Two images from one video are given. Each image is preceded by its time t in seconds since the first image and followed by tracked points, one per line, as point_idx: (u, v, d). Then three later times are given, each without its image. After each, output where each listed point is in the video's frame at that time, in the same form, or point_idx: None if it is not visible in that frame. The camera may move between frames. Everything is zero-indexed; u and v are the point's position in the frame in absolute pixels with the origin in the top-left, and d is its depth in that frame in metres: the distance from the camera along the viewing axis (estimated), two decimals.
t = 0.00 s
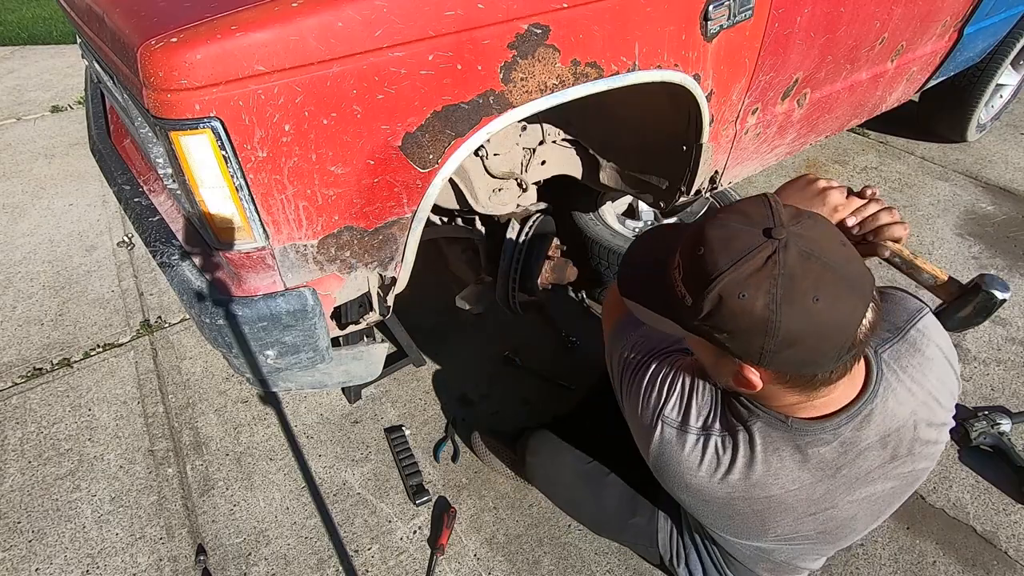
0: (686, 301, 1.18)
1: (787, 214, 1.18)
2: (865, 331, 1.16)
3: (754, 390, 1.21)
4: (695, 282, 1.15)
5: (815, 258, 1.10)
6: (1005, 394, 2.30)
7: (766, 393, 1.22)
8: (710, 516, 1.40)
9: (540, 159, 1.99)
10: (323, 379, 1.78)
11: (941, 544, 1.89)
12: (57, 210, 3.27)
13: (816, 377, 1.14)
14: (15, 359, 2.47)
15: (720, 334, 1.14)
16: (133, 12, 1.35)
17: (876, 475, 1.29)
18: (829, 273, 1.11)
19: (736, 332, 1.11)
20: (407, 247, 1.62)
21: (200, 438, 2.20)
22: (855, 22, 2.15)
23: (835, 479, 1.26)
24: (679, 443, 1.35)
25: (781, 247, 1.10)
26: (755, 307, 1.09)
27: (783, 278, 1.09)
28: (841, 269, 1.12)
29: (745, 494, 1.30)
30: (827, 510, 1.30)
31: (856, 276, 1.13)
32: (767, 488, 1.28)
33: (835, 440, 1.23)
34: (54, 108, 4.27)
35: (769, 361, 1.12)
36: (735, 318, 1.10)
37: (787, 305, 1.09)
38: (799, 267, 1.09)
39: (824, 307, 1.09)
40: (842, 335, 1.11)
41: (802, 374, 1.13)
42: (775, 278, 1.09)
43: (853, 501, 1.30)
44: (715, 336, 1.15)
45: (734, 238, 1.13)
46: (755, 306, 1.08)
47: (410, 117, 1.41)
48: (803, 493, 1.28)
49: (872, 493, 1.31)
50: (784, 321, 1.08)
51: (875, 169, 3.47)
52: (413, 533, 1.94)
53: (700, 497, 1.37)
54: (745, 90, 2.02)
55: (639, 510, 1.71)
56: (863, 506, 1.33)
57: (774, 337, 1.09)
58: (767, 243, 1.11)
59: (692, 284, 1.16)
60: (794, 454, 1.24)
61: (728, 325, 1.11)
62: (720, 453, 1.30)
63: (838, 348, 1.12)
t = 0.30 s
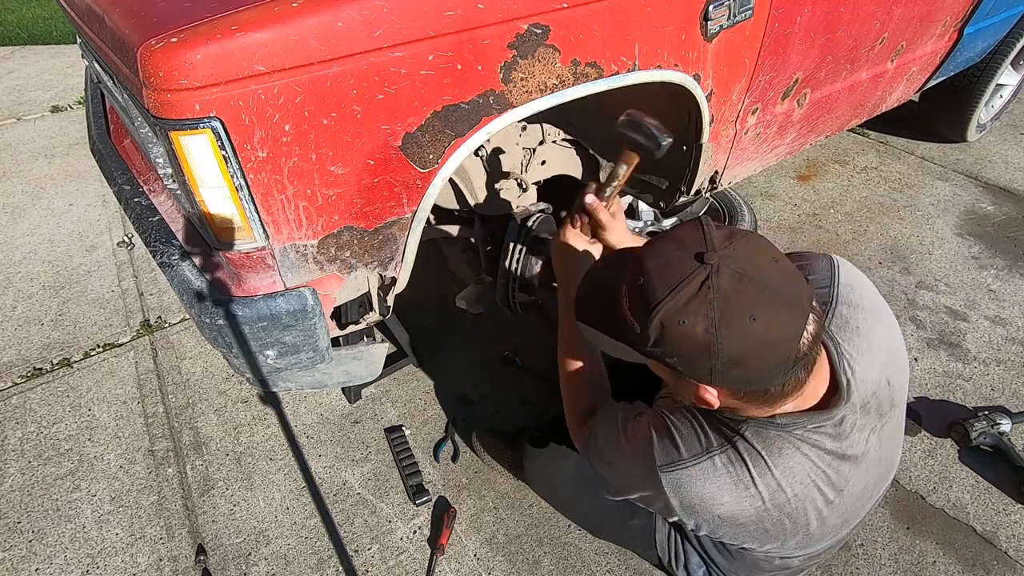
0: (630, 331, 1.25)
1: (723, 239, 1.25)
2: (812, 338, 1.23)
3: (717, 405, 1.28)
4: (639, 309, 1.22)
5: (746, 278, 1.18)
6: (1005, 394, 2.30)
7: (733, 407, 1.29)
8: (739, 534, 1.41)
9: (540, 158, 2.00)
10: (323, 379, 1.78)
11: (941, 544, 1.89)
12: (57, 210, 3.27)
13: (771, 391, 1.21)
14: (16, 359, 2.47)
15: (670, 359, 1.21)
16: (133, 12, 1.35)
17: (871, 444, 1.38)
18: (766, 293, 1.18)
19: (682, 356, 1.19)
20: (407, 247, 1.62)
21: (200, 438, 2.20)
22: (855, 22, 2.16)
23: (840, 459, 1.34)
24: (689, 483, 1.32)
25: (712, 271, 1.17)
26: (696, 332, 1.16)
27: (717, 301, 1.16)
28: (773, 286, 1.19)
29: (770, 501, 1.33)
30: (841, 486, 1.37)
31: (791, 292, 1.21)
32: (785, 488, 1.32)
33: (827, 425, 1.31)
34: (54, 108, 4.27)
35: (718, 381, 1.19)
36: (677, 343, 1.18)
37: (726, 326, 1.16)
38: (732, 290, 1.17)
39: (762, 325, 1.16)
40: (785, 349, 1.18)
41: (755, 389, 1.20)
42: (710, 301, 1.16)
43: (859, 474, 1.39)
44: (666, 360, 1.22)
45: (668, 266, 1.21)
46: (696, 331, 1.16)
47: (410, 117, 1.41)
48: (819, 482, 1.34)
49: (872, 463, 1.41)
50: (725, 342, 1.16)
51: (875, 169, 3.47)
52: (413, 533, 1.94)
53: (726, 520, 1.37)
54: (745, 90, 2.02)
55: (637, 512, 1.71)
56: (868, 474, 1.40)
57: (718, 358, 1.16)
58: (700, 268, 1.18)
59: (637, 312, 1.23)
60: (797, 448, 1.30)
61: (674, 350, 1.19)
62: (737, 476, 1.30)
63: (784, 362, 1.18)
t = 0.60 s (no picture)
0: (599, 334, 1.28)
1: (673, 235, 1.28)
2: (770, 321, 1.26)
3: (695, 400, 1.31)
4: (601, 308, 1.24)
5: (696, 264, 1.21)
6: (1005, 394, 2.30)
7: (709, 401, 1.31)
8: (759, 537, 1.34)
9: (539, 159, 1.99)
10: (323, 379, 1.78)
11: (941, 544, 1.89)
12: (57, 210, 3.27)
13: (739, 377, 1.23)
14: (15, 359, 2.47)
15: (637, 354, 1.22)
16: (133, 12, 1.35)
17: (865, 419, 1.37)
18: (717, 279, 1.21)
19: (646, 349, 1.20)
20: (407, 247, 1.62)
21: (200, 437, 2.20)
22: (855, 22, 2.16)
23: (838, 437, 1.31)
24: (697, 492, 1.28)
25: (662, 262, 1.20)
26: (656, 322, 1.18)
27: (671, 290, 1.18)
28: (725, 271, 1.22)
29: (779, 491, 1.28)
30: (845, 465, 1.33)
31: (741, 275, 1.23)
32: (789, 474, 1.28)
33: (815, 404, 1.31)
34: (54, 108, 4.27)
35: (686, 371, 1.21)
36: (639, 336, 1.20)
37: (683, 313, 1.18)
38: (684, 279, 1.19)
39: (716, 309, 1.18)
40: (743, 331, 1.20)
41: (723, 377, 1.22)
42: (664, 291, 1.18)
43: (862, 453, 1.36)
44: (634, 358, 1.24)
45: (622, 263, 1.24)
46: (655, 321, 1.18)
47: (410, 117, 1.41)
48: (823, 465, 1.30)
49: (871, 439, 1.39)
50: (684, 330, 1.18)
51: (875, 169, 3.48)
52: (413, 533, 1.94)
53: (742, 523, 1.31)
54: (745, 89, 2.02)
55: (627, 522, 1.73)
56: (867, 449, 1.37)
57: (680, 347, 1.18)
58: (652, 261, 1.21)
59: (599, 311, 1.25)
60: (791, 430, 1.28)
61: (638, 345, 1.21)
62: (739, 473, 1.27)
63: (745, 346, 1.20)
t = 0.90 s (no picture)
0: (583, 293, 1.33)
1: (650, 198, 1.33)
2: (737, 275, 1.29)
3: (669, 354, 1.33)
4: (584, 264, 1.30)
5: (670, 221, 1.25)
6: (1005, 394, 2.30)
7: (685, 358, 1.34)
8: (737, 501, 1.31)
9: (539, 159, 1.99)
10: (323, 379, 1.78)
11: (941, 544, 1.89)
12: (57, 210, 3.27)
13: (709, 328, 1.25)
14: (15, 359, 2.47)
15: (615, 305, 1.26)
16: (133, 12, 1.35)
17: (836, 385, 1.35)
18: (690, 234, 1.25)
19: (623, 299, 1.24)
20: (407, 247, 1.62)
21: (200, 437, 2.20)
22: (855, 22, 2.16)
23: (806, 398, 1.30)
24: (673, 456, 1.28)
25: (638, 218, 1.25)
26: (630, 272, 1.22)
27: (644, 241, 1.23)
28: (697, 227, 1.26)
29: (746, 446, 1.26)
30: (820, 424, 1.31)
31: (713, 233, 1.27)
32: (756, 430, 1.27)
33: (779, 365, 1.32)
34: (54, 108, 4.28)
35: (659, 320, 1.24)
36: (616, 286, 1.24)
37: (655, 263, 1.21)
38: (658, 233, 1.24)
39: (685, 259, 1.22)
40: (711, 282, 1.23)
41: (694, 327, 1.24)
42: (638, 243, 1.23)
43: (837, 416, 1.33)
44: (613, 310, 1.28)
45: (603, 222, 1.29)
46: (629, 271, 1.22)
47: (410, 117, 1.41)
48: (794, 423, 1.29)
49: (846, 406, 1.36)
50: (656, 278, 1.21)
51: (875, 169, 3.48)
52: (413, 533, 1.94)
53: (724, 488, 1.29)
54: (745, 89, 2.02)
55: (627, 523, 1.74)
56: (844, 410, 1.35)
57: (653, 295, 1.22)
58: (629, 219, 1.26)
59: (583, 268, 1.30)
60: (756, 389, 1.29)
61: (614, 295, 1.25)
62: (710, 433, 1.28)
63: (713, 296, 1.23)
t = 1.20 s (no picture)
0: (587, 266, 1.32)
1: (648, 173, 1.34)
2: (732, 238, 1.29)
3: (671, 321, 1.32)
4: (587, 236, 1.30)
5: (667, 189, 1.26)
6: (1005, 394, 2.30)
7: (685, 325, 1.32)
8: (773, 470, 1.23)
9: (540, 159, 1.99)
10: (323, 379, 1.78)
11: (941, 544, 1.89)
12: (57, 210, 3.27)
13: (706, 290, 1.25)
14: (15, 359, 2.47)
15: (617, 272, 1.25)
16: (133, 12, 1.35)
17: (826, 342, 1.36)
18: (687, 200, 1.25)
19: (624, 265, 1.24)
20: (407, 247, 1.62)
21: (200, 437, 2.20)
22: (855, 22, 2.16)
23: (804, 353, 1.30)
24: (703, 432, 1.21)
25: (635, 188, 1.26)
26: (630, 237, 1.22)
27: (642, 209, 1.23)
28: (693, 195, 1.27)
29: (765, 405, 1.22)
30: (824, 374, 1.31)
31: (707, 200, 1.28)
32: (768, 386, 1.24)
33: (772, 327, 1.32)
34: (54, 108, 4.28)
35: (659, 283, 1.23)
36: (617, 252, 1.24)
37: (653, 227, 1.22)
38: (656, 199, 1.24)
39: (681, 223, 1.22)
40: (707, 244, 1.23)
41: (692, 289, 1.24)
42: (636, 210, 1.23)
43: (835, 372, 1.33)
44: (616, 278, 1.27)
45: (602, 194, 1.30)
46: (629, 236, 1.22)
47: (410, 117, 1.41)
48: (803, 376, 1.27)
49: (840, 362, 1.36)
50: (654, 242, 1.21)
51: (875, 169, 3.48)
52: (413, 533, 1.94)
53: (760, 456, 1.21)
54: (745, 89, 2.02)
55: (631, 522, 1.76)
56: (840, 362, 1.36)
57: (652, 258, 1.21)
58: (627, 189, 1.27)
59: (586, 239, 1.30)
60: (757, 351, 1.28)
61: (614, 261, 1.25)
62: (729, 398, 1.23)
63: (709, 258, 1.23)
